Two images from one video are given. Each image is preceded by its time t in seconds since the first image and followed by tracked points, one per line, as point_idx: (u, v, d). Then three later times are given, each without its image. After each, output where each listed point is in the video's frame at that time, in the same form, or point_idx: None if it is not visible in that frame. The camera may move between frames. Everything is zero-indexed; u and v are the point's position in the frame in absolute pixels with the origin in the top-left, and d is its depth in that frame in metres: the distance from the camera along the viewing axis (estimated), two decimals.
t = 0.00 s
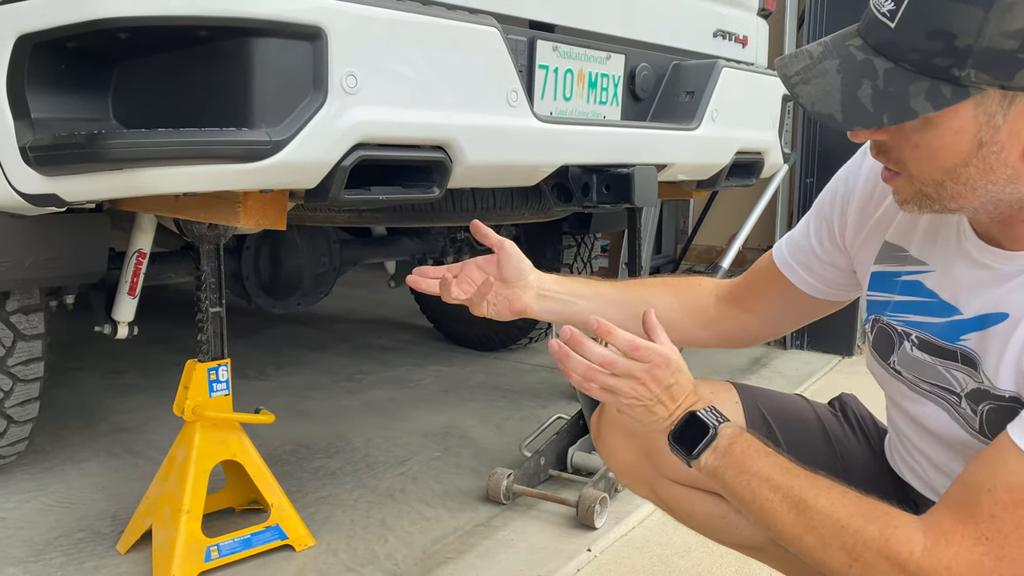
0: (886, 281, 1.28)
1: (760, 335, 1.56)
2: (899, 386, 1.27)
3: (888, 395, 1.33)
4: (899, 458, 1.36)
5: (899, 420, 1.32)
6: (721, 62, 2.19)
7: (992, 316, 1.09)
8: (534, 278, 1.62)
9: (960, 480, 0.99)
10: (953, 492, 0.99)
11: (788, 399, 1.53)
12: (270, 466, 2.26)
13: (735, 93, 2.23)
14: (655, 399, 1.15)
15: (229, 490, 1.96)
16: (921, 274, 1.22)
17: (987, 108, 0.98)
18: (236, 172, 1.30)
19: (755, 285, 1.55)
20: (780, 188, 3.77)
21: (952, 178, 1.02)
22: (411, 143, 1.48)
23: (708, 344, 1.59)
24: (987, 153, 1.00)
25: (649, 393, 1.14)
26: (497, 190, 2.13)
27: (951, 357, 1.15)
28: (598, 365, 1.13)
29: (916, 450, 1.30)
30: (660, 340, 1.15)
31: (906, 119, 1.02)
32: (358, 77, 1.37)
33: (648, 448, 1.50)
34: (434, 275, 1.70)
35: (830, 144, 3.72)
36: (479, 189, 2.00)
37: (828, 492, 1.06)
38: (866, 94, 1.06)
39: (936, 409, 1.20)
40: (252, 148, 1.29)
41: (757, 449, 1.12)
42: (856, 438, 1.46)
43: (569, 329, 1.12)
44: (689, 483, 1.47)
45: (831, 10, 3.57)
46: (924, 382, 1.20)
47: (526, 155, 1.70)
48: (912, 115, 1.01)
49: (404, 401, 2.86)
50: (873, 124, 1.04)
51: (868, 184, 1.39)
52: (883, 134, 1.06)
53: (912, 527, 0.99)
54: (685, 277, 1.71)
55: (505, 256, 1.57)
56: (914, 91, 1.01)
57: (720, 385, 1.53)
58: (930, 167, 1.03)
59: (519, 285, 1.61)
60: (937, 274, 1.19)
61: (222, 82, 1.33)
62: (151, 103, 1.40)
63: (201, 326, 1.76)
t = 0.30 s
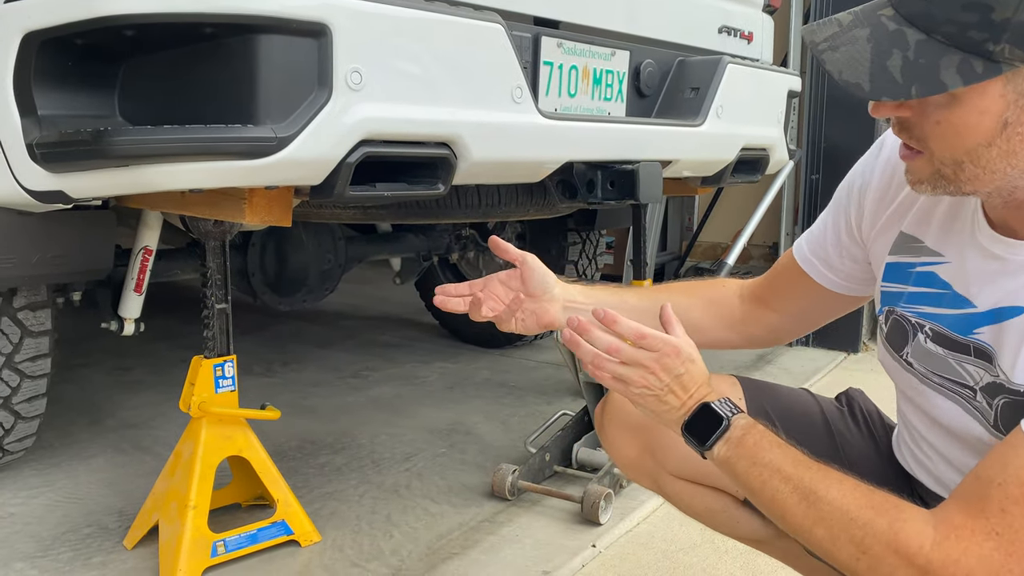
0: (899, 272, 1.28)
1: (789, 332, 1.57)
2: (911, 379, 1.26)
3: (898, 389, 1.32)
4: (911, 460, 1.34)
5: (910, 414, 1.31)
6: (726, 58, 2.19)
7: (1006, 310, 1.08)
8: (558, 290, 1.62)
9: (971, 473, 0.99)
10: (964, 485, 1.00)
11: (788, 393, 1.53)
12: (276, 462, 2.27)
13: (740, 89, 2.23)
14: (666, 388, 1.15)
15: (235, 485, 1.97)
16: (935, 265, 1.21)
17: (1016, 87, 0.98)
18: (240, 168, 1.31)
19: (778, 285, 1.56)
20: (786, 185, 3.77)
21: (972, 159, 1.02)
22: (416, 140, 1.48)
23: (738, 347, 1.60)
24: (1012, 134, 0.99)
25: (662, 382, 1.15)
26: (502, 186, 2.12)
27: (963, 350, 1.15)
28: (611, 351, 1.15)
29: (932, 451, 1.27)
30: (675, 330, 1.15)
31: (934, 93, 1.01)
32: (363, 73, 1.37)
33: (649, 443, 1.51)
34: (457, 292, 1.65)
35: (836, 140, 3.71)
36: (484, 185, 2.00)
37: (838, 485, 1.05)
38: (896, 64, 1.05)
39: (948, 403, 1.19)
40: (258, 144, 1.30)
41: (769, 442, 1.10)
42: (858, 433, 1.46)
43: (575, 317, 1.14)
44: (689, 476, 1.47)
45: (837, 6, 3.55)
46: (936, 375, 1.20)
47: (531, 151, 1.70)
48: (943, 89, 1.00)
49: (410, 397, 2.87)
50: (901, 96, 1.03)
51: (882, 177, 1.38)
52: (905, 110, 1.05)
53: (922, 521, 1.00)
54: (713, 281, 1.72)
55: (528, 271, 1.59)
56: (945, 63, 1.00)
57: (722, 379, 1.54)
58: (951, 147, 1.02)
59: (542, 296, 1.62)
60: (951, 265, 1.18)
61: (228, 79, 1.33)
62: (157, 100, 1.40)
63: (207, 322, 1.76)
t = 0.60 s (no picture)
0: (907, 259, 1.27)
1: (831, 336, 1.54)
2: (923, 361, 1.23)
3: (907, 375, 1.30)
4: (918, 453, 1.33)
5: (917, 403, 1.29)
6: (730, 55, 2.17)
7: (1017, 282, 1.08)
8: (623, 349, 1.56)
9: None
10: None
11: (783, 391, 1.52)
12: (279, 460, 2.28)
13: (743, 86, 2.22)
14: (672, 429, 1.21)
15: (239, 483, 1.97)
16: (941, 248, 1.20)
17: None
18: (243, 165, 1.31)
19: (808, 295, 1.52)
20: (789, 181, 3.76)
21: (988, 115, 0.98)
22: (418, 137, 1.48)
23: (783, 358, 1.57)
24: None
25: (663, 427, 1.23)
26: (505, 184, 2.13)
27: (980, 324, 1.12)
28: (624, 406, 1.32)
29: (940, 440, 1.26)
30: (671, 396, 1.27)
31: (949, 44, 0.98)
32: (366, 71, 1.37)
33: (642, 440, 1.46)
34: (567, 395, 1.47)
35: (839, 137, 3.71)
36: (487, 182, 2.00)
37: (889, 488, 0.96)
38: (914, 10, 1.00)
39: (962, 383, 1.17)
40: (261, 142, 1.30)
41: (808, 462, 1.02)
42: (854, 432, 1.45)
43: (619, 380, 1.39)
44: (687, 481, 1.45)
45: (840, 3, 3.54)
46: (952, 352, 1.18)
47: (534, 147, 1.70)
48: (962, 34, 0.96)
49: (413, 395, 2.87)
50: (919, 42, 0.98)
51: (887, 168, 1.38)
52: (918, 68, 1.02)
53: (990, 508, 0.90)
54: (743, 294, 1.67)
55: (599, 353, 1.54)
56: (964, 7, 0.95)
57: (715, 378, 1.51)
58: (966, 103, 0.99)
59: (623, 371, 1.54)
60: (958, 246, 1.17)
61: (230, 76, 1.33)
62: (161, 96, 1.40)
63: (210, 320, 1.77)
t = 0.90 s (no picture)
0: (904, 259, 1.26)
1: (844, 343, 1.50)
2: (921, 364, 1.23)
3: (906, 377, 1.30)
4: (918, 452, 1.33)
5: (918, 405, 1.29)
6: (728, 53, 2.17)
7: (1016, 284, 1.07)
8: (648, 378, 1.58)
9: None
10: None
11: (785, 390, 1.50)
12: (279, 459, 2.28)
13: (742, 85, 2.22)
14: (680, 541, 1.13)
15: (239, 483, 1.97)
16: (939, 248, 1.20)
17: (1017, 30, 0.94)
18: (242, 165, 1.31)
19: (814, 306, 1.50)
20: (788, 180, 3.76)
21: (973, 113, 0.99)
22: (417, 136, 1.48)
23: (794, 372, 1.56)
24: (1014, 82, 0.96)
25: (672, 540, 1.13)
26: (504, 182, 2.12)
27: (978, 327, 1.12)
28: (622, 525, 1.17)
29: (938, 440, 1.26)
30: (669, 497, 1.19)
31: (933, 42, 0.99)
32: (364, 70, 1.37)
33: (646, 443, 1.47)
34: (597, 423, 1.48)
35: (838, 135, 3.71)
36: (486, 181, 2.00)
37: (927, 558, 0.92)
38: (896, 10, 1.00)
39: (961, 385, 1.16)
40: (259, 141, 1.30)
41: (829, 549, 1.01)
42: (857, 430, 1.43)
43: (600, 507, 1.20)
44: (689, 479, 1.44)
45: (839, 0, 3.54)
46: (951, 355, 1.17)
47: (532, 147, 1.70)
48: (943, 33, 0.96)
49: (413, 394, 2.87)
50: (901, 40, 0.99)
51: (884, 167, 1.38)
52: (905, 68, 1.03)
53: None
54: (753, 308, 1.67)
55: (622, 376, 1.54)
56: (944, 6, 0.96)
57: (717, 376, 1.52)
58: (951, 102, 1.00)
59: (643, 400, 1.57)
60: (956, 246, 1.17)
61: (229, 76, 1.33)
62: (159, 96, 1.40)
63: (210, 320, 1.77)
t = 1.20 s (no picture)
0: (900, 259, 1.26)
1: (857, 354, 1.48)
2: (919, 363, 1.22)
3: (903, 378, 1.29)
4: (918, 453, 1.33)
5: (916, 405, 1.28)
6: (724, 52, 2.17)
7: (1012, 281, 1.07)
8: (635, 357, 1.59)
9: None
10: None
11: (785, 394, 1.47)
12: (275, 460, 2.27)
13: (737, 83, 2.22)
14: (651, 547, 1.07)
15: (233, 484, 1.97)
16: (935, 247, 1.19)
17: (1014, 19, 0.93)
18: (235, 165, 1.30)
19: (822, 318, 1.48)
20: (784, 178, 3.76)
21: (970, 106, 0.99)
22: (411, 135, 1.47)
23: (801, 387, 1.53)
24: (1012, 72, 0.95)
25: (642, 546, 1.08)
26: (500, 182, 2.12)
27: (974, 325, 1.12)
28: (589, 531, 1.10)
29: (937, 441, 1.26)
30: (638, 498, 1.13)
31: (931, 33, 0.98)
32: (357, 69, 1.36)
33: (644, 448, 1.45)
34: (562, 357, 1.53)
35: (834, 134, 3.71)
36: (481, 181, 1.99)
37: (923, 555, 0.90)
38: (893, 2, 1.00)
39: (960, 385, 1.16)
40: (251, 140, 1.29)
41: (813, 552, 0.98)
42: (857, 432, 1.43)
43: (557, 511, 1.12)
44: (686, 483, 1.42)
45: None
46: (948, 354, 1.17)
47: (527, 146, 1.70)
48: (939, 24, 0.96)
49: (409, 394, 2.86)
50: (900, 33, 0.99)
51: (881, 166, 1.38)
52: (901, 63, 1.03)
53: None
54: (763, 322, 1.67)
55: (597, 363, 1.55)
56: None
57: (715, 379, 1.51)
58: (949, 95, 0.99)
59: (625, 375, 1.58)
60: (953, 243, 1.17)
61: (221, 76, 1.33)
62: (151, 96, 1.40)
63: (204, 320, 1.76)
